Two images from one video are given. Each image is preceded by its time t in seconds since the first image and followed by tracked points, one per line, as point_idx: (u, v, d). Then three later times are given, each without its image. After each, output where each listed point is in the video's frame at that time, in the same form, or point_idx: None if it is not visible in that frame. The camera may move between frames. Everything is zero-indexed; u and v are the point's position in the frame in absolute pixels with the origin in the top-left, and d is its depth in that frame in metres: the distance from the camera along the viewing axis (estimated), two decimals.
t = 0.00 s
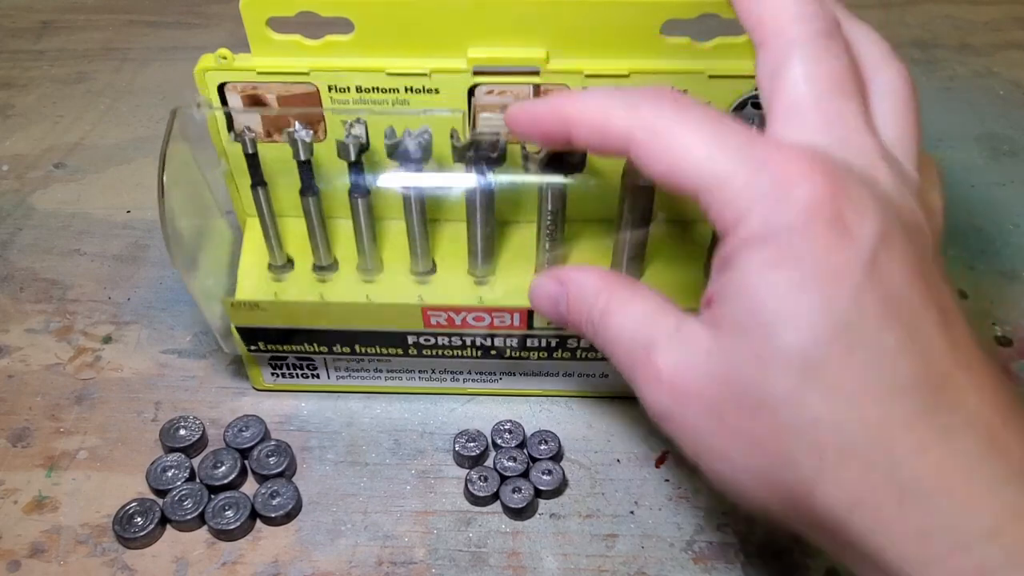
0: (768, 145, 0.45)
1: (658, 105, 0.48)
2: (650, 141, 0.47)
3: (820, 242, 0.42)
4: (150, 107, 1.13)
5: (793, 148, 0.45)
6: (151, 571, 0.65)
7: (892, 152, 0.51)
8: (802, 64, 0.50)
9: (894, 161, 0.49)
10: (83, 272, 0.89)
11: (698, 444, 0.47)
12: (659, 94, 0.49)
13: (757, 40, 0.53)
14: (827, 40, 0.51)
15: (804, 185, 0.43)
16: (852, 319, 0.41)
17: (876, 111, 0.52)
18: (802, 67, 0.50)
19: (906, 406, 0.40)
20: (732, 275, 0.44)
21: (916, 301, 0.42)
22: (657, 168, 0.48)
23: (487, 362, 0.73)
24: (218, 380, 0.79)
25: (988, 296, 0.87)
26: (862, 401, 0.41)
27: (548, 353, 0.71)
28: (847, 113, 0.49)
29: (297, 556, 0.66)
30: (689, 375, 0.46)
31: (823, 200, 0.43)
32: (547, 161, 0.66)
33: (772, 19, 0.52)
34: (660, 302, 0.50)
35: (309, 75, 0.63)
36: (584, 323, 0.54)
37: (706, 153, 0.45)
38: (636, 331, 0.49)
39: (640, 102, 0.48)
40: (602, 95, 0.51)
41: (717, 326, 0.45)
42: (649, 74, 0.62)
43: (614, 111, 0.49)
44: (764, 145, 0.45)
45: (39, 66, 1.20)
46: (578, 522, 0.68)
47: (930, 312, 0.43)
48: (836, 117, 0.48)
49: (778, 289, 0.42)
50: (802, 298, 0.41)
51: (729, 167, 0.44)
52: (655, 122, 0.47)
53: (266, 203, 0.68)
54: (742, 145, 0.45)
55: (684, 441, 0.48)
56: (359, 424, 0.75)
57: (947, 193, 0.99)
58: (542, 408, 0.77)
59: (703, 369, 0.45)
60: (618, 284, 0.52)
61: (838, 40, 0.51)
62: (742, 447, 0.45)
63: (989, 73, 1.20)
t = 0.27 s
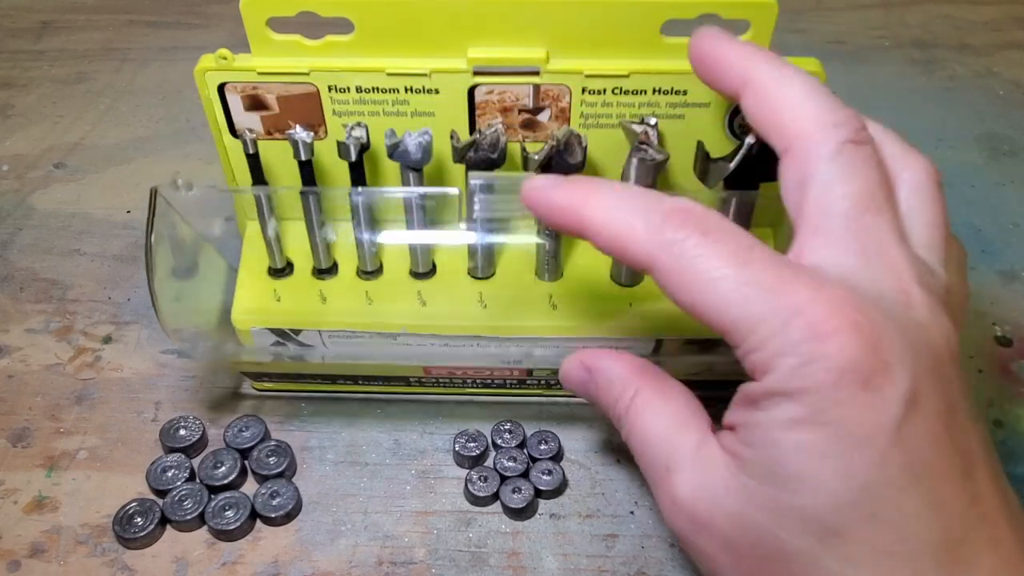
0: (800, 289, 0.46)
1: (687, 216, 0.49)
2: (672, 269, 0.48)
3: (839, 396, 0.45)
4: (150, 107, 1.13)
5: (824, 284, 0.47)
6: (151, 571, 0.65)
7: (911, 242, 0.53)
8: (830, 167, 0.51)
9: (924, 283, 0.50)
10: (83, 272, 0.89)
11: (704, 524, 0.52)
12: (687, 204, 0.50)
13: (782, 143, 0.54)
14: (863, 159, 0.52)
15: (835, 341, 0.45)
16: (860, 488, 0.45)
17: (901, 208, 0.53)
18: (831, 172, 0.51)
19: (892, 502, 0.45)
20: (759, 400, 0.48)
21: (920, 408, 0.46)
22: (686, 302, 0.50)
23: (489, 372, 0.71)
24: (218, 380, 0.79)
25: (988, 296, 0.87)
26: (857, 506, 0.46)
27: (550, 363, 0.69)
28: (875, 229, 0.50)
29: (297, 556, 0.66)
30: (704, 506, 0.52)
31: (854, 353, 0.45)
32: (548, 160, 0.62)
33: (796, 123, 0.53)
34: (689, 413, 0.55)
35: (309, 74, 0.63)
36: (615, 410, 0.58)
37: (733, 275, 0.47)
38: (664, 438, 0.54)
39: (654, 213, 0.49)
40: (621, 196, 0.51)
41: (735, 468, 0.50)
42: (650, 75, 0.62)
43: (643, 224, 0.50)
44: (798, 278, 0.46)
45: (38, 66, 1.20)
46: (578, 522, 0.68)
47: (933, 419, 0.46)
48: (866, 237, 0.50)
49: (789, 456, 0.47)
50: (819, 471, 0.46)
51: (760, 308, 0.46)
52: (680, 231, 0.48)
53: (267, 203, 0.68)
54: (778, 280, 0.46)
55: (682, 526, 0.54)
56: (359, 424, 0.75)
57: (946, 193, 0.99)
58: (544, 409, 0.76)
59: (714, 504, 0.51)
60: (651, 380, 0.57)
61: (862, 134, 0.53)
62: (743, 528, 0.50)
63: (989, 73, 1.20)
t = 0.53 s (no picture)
0: (926, 300, 0.45)
1: (869, 198, 0.49)
2: (821, 238, 0.48)
3: (932, 423, 0.45)
4: (150, 107, 1.13)
5: (943, 305, 0.46)
6: (151, 571, 0.65)
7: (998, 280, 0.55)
8: (931, 204, 0.55)
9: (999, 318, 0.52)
10: (83, 271, 0.89)
11: (755, 536, 0.52)
12: (859, 177, 0.50)
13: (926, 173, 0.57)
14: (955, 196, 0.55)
15: (940, 366, 0.44)
16: (937, 514, 0.46)
17: (992, 244, 0.56)
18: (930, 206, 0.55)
19: (967, 536, 0.47)
20: (841, 410, 0.48)
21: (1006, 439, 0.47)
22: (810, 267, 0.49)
23: (490, 377, 0.71)
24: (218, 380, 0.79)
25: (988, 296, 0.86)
26: (933, 532, 0.46)
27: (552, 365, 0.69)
28: (972, 265, 0.53)
29: (297, 556, 0.66)
30: (756, 522, 0.52)
31: (955, 379, 0.45)
32: (549, 161, 0.61)
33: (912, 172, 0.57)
34: (718, 431, 0.55)
35: (308, 74, 0.63)
36: (637, 434, 0.59)
37: (854, 261, 0.46)
38: (698, 461, 0.55)
39: (840, 178, 0.49)
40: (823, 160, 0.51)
41: (802, 479, 0.50)
42: (650, 74, 0.62)
43: (837, 185, 0.49)
44: (923, 284, 0.46)
45: (39, 66, 1.20)
46: (578, 522, 0.68)
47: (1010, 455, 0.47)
48: (966, 264, 0.52)
49: (870, 472, 0.47)
50: (904, 491, 0.46)
51: (874, 309, 0.45)
52: (849, 213, 0.48)
53: (268, 202, 0.69)
54: (904, 289, 0.45)
55: (727, 538, 0.54)
56: (359, 424, 0.75)
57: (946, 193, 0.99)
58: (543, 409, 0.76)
59: (768, 522, 0.51)
60: (671, 402, 0.57)
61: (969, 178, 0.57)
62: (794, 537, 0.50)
63: (989, 73, 1.20)
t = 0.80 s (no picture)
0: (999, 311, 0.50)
1: (938, 212, 0.53)
2: (895, 247, 0.53)
3: (1010, 428, 0.48)
4: (150, 107, 1.13)
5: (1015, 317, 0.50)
6: (151, 571, 0.65)
7: None
8: (984, 237, 0.62)
9: None
10: (83, 272, 0.89)
11: (812, 535, 0.53)
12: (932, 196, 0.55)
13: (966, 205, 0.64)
14: (1007, 229, 0.62)
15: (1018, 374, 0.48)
16: (1005, 519, 0.49)
17: None
18: (987, 236, 0.62)
19: None
20: (914, 412, 0.50)
21: None
22: (886, 276, 0.54)
23: (490, 380, 0.70)
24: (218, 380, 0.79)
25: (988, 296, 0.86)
26: (1000, 538, 0.49)
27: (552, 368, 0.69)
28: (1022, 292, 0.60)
29: (297, 556, 0.66)
30: (817, 523, 0.53)
31: None
32: (548, 161, 0.61)
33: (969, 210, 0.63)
34: (764, 433, 0.56)
35: (308, 74, 0.63)
36: (677, 440, 0.58)
37: (930, 272, 0.51)
38: (750, 465, 0.55)
39: (921, 194, 0.55)
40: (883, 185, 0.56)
41: (865, 479, 0.52)
42: (650, 74, 0.62)
43: (912, 199, 0.54)
44: (994, 296, 0.50)
45: (38, 66, 1.20)
46: (578, 522, 0.69)
47: None
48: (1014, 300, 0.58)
49: (942, 475, 0.49)
50: (973, 494, 0.49)
51: (954, 315, 0.50)
52: (923, 227, 0.52)
53: (268, 203, 0.67)
54: (982, 301, 0.50)
55: (781, 538, 0.55)
56: (359, 424, 0.75)
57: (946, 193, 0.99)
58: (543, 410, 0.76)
59: (831, 523, 0.52)
60: (712, 405, 0.57)
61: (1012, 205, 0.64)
62: (862, 536, 0.52)
63: (989, 73, 1.20)
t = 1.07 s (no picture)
0: (996, 335, 0.51)
1: (928, 238, 0.55)
2: (888, 275, 0.54)
3: (1012, 451, 0.49)
4: (151, 107, 1.13)
5: (1013, 339, 0.51)
6: (150, 571, 0.65)
7: None
8: (974, 258, 0.63)
9: None
10: (83, 272, 0.89)
11: (817, 557, 0.52)
12: (918, 224, 0.56)
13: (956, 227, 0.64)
14: (997, 248, 0.63)
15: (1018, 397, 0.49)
16: (1013, 545, 0.49)
17: None
18: (976, 257, 0.63)
19: None
20: (918, 435, 0.51)
21: None
22: (880, 303, 0.55)
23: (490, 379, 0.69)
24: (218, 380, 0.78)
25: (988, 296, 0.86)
26: (1008, 564, 0.49)
27: (553, 368, 0.68)
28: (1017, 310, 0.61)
29: (297, 556, 0.66)
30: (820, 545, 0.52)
31: None
32: (548, 161, 0.61)
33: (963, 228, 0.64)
34: (768, 453, 0.55)
35: (309, 74, 0.63)
36: (681, 460, 0.57)
37: (925, 298, 0.52)
38: (753, 486, 0.54)
39: (908, 224, 0.56)
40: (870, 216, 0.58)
41: (870, 503, 0.52)
42: (651, 74, 0.62)
43: (901, 227, 0.55)
44: (990, 319, 0.51)
45: (39, 66, 1.20)
46: (578, 522, 0.69)
47: None
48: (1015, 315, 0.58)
49: (944, 499, 0.49)
50: (978, 518, 0.49)
51: (953, 338, 0.51)
52: (912, 252, 0.54)
53: (268, 204, 0.67)
54: (976, 327, 0.51)
55: (784, 562, 0.54)
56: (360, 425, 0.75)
57: (946, 193, 0.99)
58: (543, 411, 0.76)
59: (835, 546, 0.52)
60: (717, 426, 0.56)
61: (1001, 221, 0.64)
62: (868, 560, 0.51)
63: (989, 74, 1.20)
